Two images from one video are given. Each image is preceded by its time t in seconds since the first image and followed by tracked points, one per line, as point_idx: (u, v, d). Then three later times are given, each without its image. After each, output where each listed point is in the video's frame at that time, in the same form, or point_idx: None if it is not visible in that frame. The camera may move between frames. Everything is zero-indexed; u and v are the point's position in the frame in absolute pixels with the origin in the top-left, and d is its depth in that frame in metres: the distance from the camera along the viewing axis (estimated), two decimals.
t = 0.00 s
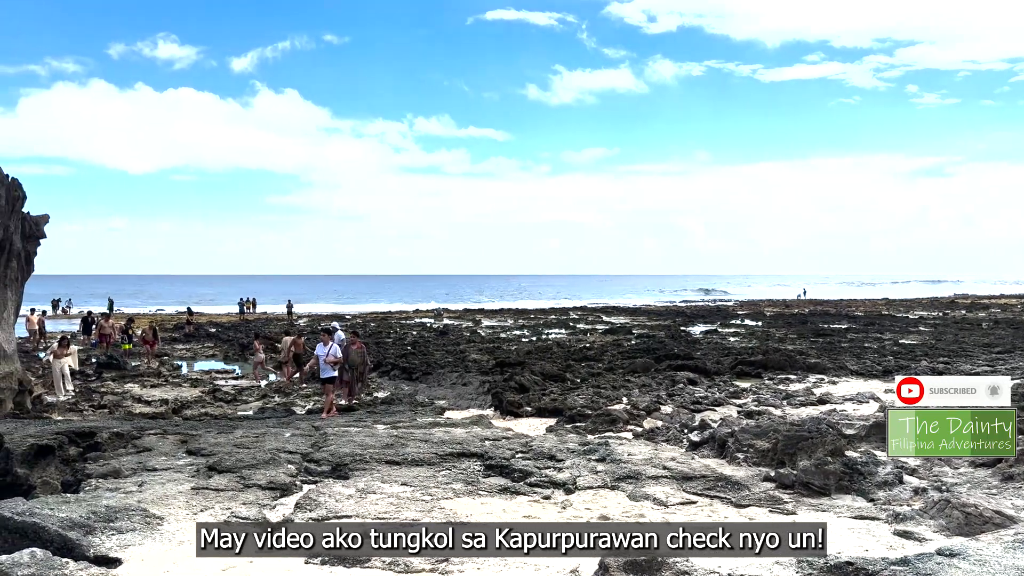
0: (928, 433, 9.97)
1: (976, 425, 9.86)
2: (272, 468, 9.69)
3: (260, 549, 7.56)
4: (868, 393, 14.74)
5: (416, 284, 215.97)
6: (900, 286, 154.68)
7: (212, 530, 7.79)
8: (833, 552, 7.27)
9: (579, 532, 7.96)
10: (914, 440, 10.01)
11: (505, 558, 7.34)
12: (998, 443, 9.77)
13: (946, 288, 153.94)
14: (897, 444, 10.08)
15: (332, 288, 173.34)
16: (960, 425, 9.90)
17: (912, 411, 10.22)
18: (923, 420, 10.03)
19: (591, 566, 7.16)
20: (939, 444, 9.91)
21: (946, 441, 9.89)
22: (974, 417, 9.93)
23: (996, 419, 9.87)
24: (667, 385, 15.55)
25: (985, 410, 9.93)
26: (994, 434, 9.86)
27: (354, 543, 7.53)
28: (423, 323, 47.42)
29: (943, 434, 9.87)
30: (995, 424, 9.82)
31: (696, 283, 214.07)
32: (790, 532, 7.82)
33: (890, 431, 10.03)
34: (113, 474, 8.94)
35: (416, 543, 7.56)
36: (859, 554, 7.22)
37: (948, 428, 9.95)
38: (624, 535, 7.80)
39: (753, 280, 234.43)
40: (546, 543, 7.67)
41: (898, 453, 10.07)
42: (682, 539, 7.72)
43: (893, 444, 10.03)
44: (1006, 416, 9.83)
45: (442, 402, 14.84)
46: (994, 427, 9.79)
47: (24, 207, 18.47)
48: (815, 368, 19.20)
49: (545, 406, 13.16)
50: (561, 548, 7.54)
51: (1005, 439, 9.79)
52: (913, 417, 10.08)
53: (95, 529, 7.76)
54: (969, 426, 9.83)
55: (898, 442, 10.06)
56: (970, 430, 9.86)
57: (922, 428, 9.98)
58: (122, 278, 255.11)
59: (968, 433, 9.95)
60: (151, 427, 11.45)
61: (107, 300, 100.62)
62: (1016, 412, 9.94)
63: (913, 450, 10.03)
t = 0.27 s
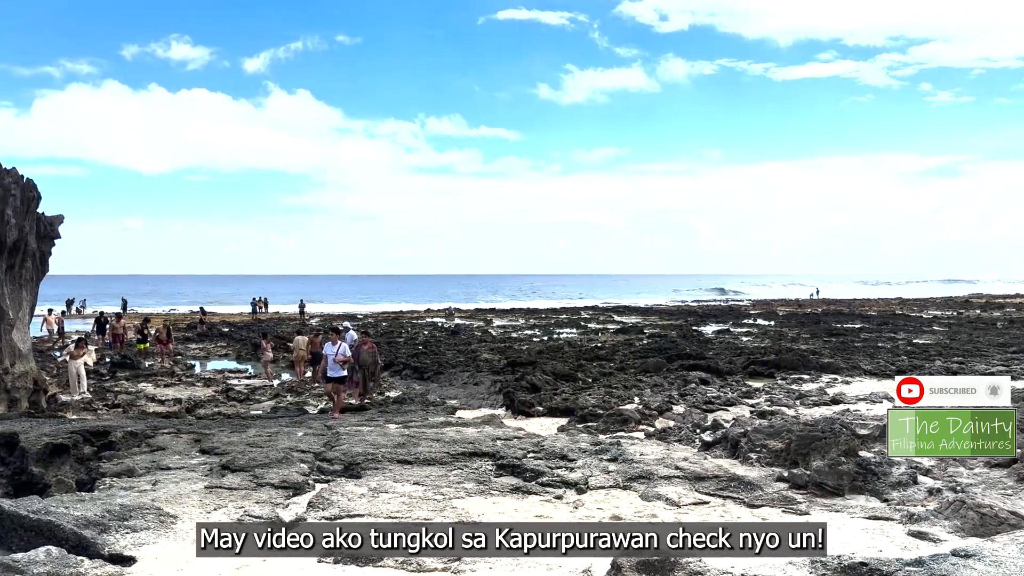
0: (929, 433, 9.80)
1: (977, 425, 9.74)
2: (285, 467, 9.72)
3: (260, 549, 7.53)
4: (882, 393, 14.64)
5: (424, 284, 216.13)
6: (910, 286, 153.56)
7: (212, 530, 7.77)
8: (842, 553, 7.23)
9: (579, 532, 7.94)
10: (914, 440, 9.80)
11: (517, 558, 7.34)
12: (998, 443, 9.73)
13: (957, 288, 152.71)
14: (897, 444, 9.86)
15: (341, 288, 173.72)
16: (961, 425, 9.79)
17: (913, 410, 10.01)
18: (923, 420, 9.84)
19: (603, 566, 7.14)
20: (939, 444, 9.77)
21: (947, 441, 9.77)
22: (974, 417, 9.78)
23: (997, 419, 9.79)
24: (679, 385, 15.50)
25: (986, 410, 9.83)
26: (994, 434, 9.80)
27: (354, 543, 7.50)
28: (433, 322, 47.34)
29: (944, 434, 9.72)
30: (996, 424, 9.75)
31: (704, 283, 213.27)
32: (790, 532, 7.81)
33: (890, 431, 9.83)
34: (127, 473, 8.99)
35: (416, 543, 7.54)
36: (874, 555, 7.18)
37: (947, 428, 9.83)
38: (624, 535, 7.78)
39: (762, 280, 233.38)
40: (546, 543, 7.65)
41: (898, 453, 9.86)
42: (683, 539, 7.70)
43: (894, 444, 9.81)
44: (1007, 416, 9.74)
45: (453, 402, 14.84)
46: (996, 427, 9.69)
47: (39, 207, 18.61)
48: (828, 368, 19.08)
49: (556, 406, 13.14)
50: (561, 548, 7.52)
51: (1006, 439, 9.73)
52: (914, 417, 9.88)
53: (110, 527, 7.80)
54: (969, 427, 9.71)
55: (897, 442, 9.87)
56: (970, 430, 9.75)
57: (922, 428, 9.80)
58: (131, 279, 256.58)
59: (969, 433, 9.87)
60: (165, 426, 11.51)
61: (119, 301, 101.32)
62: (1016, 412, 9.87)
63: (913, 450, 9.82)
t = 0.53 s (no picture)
0: (928, 433, 10.04)
1: (975, 426, 10.28)
2: (297, 466, 9.75)
3: (259, 549, 7.53)
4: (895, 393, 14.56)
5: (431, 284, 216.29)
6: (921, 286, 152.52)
7: (211, 530, 7.77)
8: (852, 554, 7.20)
9: (579, 532, 7.94)
10: (914, 440, 9.95)
11: (529, 557, 7.33)
12: (996, 444, 10.18)
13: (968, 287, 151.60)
14: (897, 445, 9.94)
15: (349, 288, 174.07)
16: (960, 426, 10.27)
17: (912, 410, 10.24)
18: (922, 421, 10.11)
19: (615, 566, 7.13)
20: (939, 444, 10.04)
21: (946, 441, 10.08)
22: (974, 418, 10.39)
23: (994, 420, 10.36)
24: (691, 385, 15.45)
25: (984, 410, 10.49)
26: (994, 434, 10.36)
27: (354, 543, 7.50)
28: (444, 322, 47.28)
29: (944, 434, 10.05)
30: (994, 424, 10.41)
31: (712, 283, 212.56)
32: (790, 532, 7.81)
33: (892, 430, 9.97)
34: (141, 472, 9.04)
35: (416, 543, 7.53)
36: (888, 556, 7.14)
37: (947, 429, 10.21)
38: (624, 535, 7.78)
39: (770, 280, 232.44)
40: (546, 543, 7.64)
41: (898, 453, 9.89)
42: (682, 539, 7.69)
43: (894, 444, 9.91)
44: (1005, 417, 10.52)
45: (464, 402, 14.85)
46: (993, 425, 10.30)
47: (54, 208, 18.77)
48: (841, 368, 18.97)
49: (567, 406, 13.13)
50: (560, 548, 7.52)
51: (1004, 440, 10.27)
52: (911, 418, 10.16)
53: (124, 525, 7.83)
54: (968, 426, 10.26)
55: (898, 442, 9.96)
56: (969, 430, 10.27)
57: (922, 428, 10.05)
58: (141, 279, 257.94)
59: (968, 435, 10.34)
60: (178, 424, 11.56)
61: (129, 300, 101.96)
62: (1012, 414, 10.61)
63: (913, 450, 9.92)
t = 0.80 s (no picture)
0: (929, 434, 9.93)
1: (976, 428, 10.28)
2: (309, 465, 9.78)
3: (259, 549, 7.51)
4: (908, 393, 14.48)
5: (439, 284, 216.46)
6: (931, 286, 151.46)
7: (212, 530, 7.77)
8: (865, 555, 7.16)
9: (579, 532, 7.93)
10: (914, 440, 9.81)
11: (540, 557, 7.32)
12: (996, 444, 10.21)
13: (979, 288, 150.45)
14: (897, 445, 9.74)
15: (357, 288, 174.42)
16: (960, 426, 10.25)
17: (913, 410, 10.00)
18: (922, 421, 10.00)
19: (626, 566, 7.12)
20: (940, 444, 9.95)
21: (946, 441, 10.01)
22: (975, 419, 10.38)
23: (995, 421, 10.37)
24: (703, 385, 15.42)
25: (984, 410, 10.49)
26: (993, 434, 10.40)
27: (354, 543, 7.51)
28: (454, 322, 47.27)
29: (943, 434, 9.98)
30: (995, 424, 10.43)
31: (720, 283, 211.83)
32: (790, 532, 7.79)
33: (892, 430, 9.75)
34: (154, 470, 9.09)
35: (416, 544, 7.50)
36: (901, 557, 7.10)
37: (946, 429, 10.15)
38: (624, 535, 7.79)
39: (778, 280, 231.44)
40: (546, 543, 7.61)
41: (898, 452, 9.68)
42: (683, 539, 7.69)
43: (894, 443, 9.71)
44: (1005, 417, 10.52)
45: (475, 401, 14.86)
46: (993, 425, 10.31)
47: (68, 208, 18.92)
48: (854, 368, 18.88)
49: (578, 406, 13.11)
50: (560, 548, 7.50)
51: (1004, 439, 10.35)
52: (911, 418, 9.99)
53: (137, 524, 7.87)
54: (967, 427, 10.23)
55: (898, 442, 9.76)
56: (969, 430, 10.26)
57: (921, 429, 9.95)
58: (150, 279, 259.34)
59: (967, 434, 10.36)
60: (191, 423, 11.62)
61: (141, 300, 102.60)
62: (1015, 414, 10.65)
63: (913, 450, 9.79)
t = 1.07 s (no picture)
0: (928, 433, 9.68)
1: (976, 425, 10.00)
2: (320, 464, 9.80)
3: (259, 549, 7.52)
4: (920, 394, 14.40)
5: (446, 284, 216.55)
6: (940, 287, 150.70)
7: (212, 530, 7.78)
8: (879, 556, 7.12)
9: (579, 532, 7.93)
10: (914, 440, 9.51)
11: (550, 557, 7.31)
12: (998, 443, 9.99)
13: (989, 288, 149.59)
14: (897, 445, 9.48)
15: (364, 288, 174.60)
16: (960, 425, 9.97)
17: (913, 409, 9.65)
18: (923, 421, 9.71)
19: (637, 566, 7.10)
20: (939, 443, 9.72)
21: (946, 441, 9.79)
22: (974, 418, 10.10)
23: (996, 419, 10.09)
24: (714, 385, 15.38)
25: (984, 410, 10.15)
26: (994, 434, 10.05)
27: (354, 543, 7.52)
28: (464, 321, 47.31)
29: (943, 434, 9.72)
30: (995, 424, 10.05)
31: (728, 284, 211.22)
32: (790, 532, 7.80)
33: (890, 431, 9.42)
34: (166, 469, 9.12)
35: (416, 543, 7.48)
36: (913, 559, 7.06)
37: (946, 429, 9.88)
38: (624, 535, 7.79)
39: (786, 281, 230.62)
40: (546, 543, 7.59)
41: (898, 453, 9.42)
42: (682, 539, 7.71)
43: (894, 444, 9.43)
44: (1006, 417, 10.10)
45: (485, 401, 14.87)
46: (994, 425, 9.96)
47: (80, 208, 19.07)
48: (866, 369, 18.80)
49: (589, 406, 13.10)
50: (561, 548, 7.49)
51: (1005, 440, 10.00)
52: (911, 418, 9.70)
53: (149, 523, 7.91)
54: (968, 427, 9.94)
55: (898, 442, 9.47)
56: (969, 430, 9.97)
57: (922, 428, 9.66)
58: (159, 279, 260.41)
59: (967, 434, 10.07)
60: (202, 422, 11.67)
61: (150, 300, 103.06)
62: (1016, 413, 10.22)
63: (914, 450, 9.50)
